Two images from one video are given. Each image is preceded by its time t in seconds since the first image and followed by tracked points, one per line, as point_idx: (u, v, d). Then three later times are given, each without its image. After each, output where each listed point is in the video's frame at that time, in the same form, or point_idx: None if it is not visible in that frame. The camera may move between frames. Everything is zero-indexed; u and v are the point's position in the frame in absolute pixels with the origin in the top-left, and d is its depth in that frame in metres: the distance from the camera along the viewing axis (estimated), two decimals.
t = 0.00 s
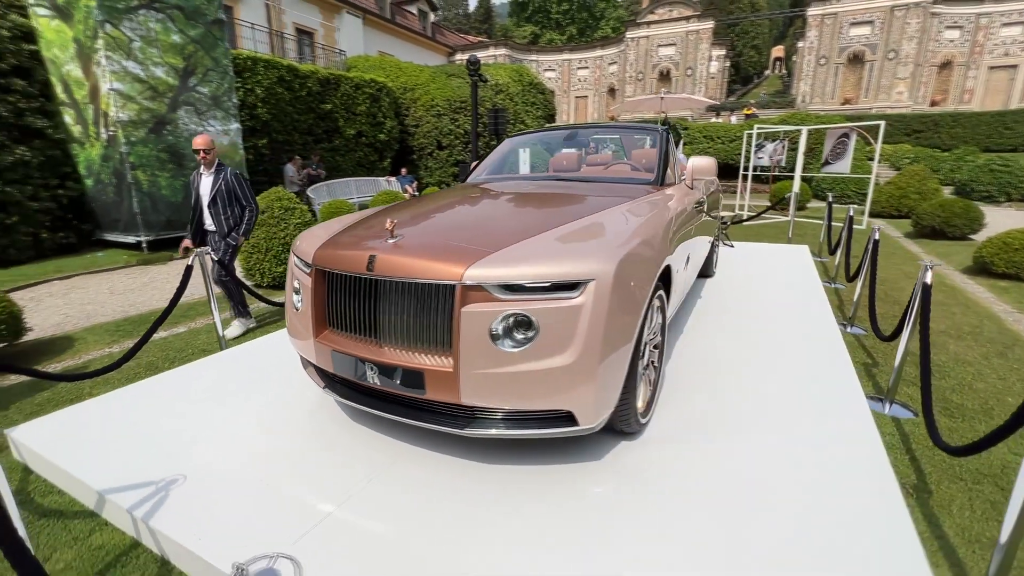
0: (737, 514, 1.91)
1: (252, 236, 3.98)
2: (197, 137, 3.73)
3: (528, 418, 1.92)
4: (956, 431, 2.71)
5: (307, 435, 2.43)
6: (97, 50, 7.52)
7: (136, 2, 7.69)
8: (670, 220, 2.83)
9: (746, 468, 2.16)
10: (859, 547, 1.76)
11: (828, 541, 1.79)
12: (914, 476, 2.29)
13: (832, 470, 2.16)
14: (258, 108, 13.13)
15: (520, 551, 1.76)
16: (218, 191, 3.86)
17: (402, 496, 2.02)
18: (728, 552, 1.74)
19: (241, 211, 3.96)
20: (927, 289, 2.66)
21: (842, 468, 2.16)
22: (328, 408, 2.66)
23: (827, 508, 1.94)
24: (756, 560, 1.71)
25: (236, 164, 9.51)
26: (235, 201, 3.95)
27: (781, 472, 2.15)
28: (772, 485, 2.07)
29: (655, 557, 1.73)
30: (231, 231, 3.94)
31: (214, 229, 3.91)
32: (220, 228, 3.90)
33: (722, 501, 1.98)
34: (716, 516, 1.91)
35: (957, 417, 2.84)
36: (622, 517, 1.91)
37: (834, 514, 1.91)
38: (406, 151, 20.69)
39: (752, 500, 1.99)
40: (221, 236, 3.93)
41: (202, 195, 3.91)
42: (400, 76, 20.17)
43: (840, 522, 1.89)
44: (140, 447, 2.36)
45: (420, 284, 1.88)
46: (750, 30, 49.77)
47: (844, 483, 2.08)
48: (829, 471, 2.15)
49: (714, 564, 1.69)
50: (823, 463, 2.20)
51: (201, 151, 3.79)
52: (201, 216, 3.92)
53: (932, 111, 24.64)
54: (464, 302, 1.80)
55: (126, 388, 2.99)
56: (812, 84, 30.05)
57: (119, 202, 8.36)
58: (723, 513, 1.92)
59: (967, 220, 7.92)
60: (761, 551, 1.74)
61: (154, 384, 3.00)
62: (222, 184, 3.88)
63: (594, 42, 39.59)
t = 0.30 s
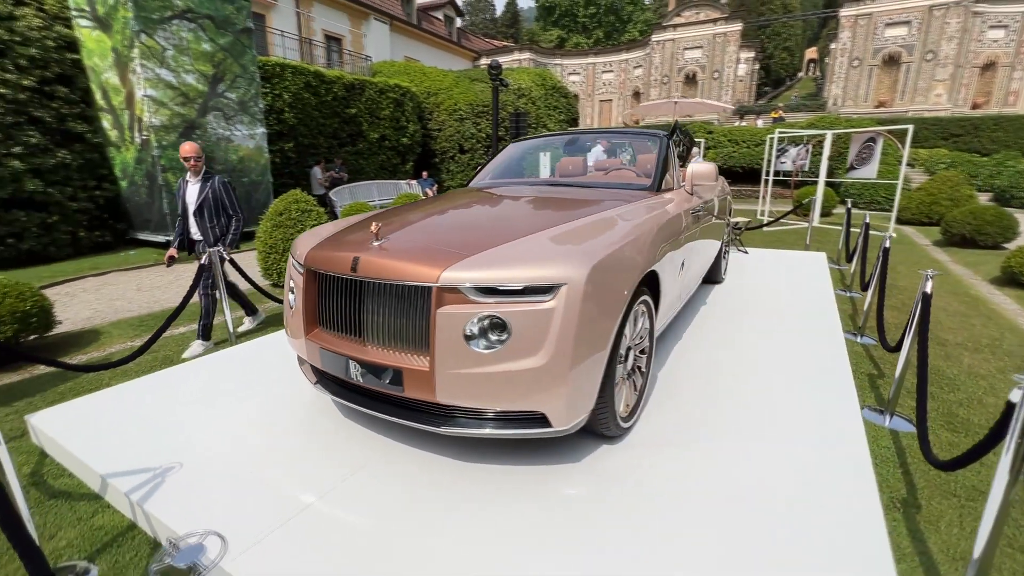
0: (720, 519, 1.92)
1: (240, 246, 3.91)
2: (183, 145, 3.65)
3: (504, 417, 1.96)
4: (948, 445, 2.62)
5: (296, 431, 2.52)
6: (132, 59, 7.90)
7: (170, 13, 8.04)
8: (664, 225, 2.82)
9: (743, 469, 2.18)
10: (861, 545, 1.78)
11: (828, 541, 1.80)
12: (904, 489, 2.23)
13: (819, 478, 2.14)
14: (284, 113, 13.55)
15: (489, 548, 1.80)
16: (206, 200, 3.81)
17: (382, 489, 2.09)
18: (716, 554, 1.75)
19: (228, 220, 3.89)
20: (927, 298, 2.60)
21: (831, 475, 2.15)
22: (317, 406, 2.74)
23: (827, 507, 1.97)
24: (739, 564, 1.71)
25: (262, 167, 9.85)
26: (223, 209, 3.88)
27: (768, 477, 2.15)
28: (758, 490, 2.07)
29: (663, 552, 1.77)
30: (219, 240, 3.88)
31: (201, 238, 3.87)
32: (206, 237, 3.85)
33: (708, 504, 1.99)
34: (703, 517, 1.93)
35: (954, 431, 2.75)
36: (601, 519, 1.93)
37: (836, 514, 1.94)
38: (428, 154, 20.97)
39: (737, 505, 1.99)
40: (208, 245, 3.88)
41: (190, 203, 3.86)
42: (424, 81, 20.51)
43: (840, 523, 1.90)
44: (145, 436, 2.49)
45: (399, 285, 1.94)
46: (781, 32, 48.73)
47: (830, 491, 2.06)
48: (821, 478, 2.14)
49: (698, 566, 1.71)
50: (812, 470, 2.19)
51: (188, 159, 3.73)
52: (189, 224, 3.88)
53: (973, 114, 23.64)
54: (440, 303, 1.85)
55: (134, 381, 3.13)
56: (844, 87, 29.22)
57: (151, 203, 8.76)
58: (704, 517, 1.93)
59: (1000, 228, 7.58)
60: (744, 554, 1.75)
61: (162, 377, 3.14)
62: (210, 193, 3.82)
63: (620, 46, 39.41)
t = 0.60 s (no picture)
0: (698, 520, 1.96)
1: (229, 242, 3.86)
2: (164, 142, 3.62)
3: (479, 412, 2.03)
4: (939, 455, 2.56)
5: (288, 419, 2.64)
6: (166, 66, 8.30)
7: (202, 21, 8.45)
8: (654, 227, 2.84)
9: (749, 469, 2.25)
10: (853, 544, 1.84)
11: (828, 541, 1.85)
12: (888, 497, 2.20)
13: (801, 483, 2.16)
14: (311, 117, 13.97)
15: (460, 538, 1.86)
16: (190, 197, 3.75)
17: (362, 476, 2.18)
18: (699, 552, 1.80)
19: (213, 217, 3.81)
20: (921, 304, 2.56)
21: (813, 480, 2.17)
22: (311, 397, 2.86)
23: (826, 509, 2.00)
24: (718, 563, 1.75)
25: (286, 170, 10.19)
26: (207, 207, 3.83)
27: (750, 481, 2.17)
28: (739, 494, 2.10)
29: (671, 550, 1.81)
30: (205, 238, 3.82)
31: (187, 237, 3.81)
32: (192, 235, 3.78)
33: (689, 506, 2.03)
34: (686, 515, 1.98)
35: (950, 440, 2.68)
36: (575, 516, 1.97)
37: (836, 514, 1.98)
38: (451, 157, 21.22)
39: (717, 507, 2.02)
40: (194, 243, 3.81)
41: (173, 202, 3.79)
42: (447, 84, 20.80)
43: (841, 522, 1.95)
44: (150, 421, 2.64)
45: (382, 281, 2.04)
46: (814, 33, 47.51)
47: (808, 495, 2.09)
48: (803, 483, 2.17)
49: (678, 562, 1.76)
50: (797, 476, 2.21)
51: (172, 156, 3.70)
52: (174, 224, 3.83)
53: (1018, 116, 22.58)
54: (417, 299, 1.94)
55: (147, 370, 3.31)
56: (879, 89, 28.30)
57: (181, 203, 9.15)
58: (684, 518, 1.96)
59: None
60: (725, 554, 1.79)
61: (172, 368, 3.31)
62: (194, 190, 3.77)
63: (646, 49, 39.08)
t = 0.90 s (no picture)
0: (674, 523, 1.96)
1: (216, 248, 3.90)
2: (148, 148, 3.61)
3: (457, 408, 2.09)
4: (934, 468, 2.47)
5: (283, 411, 2.74)
6: (198, 72, 8.66)
7: (232, 29, 8.82)
8: (648, 230, 2.84)
9: (744, 473, 2.26)
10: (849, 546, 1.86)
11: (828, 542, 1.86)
12: (874, 509, 2.15)
13: (781, 490, 2.15)
14: (337, 120, 14.35)
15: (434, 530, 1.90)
16: (174, 204, 3.74)
17: (348, 466, 2.27)
18: (675, 555, 1.81)
19: (198, 223, 3.82)
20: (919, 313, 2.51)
21: (798, 488, 2.15)
22: (307, 389, 2.96)
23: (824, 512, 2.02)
24: (688, 566, 1.76)
25: (310, 172, 10.50)
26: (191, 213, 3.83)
27: (733, 488, 2.17)
28: (720, 499, 2.10)
29: (657, 551, 1.83)
30: (191, 243, 3.83)
31: (172, 243, 3.80)
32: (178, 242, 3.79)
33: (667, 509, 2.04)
34: (663, 518, 1.98)
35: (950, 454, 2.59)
36: (550, 515, 1.99)
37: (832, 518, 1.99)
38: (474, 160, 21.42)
39: (695, 512, 2.02)
40: (180, 249, 3.82)
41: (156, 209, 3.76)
42: (471, 88, 21.02)
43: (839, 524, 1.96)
44: (156, 408, 2.78)
45: (367, 280, 2.12)
46: (852, 32, 46.08)
47: (786, 501, 2.08)
48: (789, 493, 2.14)
49: (658, 561, 1.78)
50: (782, 484, 2.19)
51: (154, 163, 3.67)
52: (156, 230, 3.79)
53: None
54: (398, 297, 2.01)
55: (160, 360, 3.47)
56: (918, 90, 27.25)
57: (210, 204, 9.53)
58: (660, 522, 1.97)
59: None
60: (698, 556, 1.80)
61: (182, 358, 3.46)
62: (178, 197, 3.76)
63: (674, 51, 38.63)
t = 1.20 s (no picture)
0: (653, 526, 1.93)
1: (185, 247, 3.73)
2: (121, 143, 3.51)
3: (438, 403, 2.11)
4: (937, 481, 2.36)
5: (278, 400, 2.81)
6: (227, 74, 8.98)
7: (260, 33, 9.09)
8: (645, 229, 2.80)
9: (737, 475, 2.23)
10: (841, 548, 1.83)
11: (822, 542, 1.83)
12: (866, 521, 2.06)
13: (769, 496, 2.09)
14: (362, 120, 14.65)
15: (409, 520, 1.92)
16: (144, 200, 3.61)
17: (334, 454, 2.31)
18: (650, 554, 1.79)
19: (170, 220, 3.68)
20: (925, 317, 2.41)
21: (787, 495, 2.09)
22: (302, 380, 3.01)
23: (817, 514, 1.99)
24: (661, 569, 1.73)
25: (332, 172, 10.73)
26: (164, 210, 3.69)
27: (720, 492, 2.12)
28: (705, 503, 2.05)
29: (635, 550, 1.81)
30: (162, 241, 3.67)
31: (142, 240, 3.64)
32: (148, 238, 3.62)
33: (648, 511, 2.01)
34: (643, 519, 1.96)
35: (959, 467, 2.46)
36: (526, 513, 1.99)
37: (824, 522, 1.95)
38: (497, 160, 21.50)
39: (676, 515, 1.98)
40: (150, 246, 3.65)
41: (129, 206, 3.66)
42: (496, 88, 21.12)
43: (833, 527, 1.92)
44: (162, 395, 2.89)
45: (353, 275, 2.17)
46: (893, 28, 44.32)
47: (774, 507, 2.02)
48: (781, 498, 2.09)
49: (639, 557, 1.78)
50: (772, 489, 2.13)
51: (128, 158, 3.56)
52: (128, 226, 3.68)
53: None
54: (380, 293, 2.04)
55: (173, 351, 3.61)
56: (963, 88, 26.03)
57: (237, 201, 9.85)
58: (640, 524, 1.94)
59: None
60: (675, 559, 1.77)
61: (193, 349, 3.58)
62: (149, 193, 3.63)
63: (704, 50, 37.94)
